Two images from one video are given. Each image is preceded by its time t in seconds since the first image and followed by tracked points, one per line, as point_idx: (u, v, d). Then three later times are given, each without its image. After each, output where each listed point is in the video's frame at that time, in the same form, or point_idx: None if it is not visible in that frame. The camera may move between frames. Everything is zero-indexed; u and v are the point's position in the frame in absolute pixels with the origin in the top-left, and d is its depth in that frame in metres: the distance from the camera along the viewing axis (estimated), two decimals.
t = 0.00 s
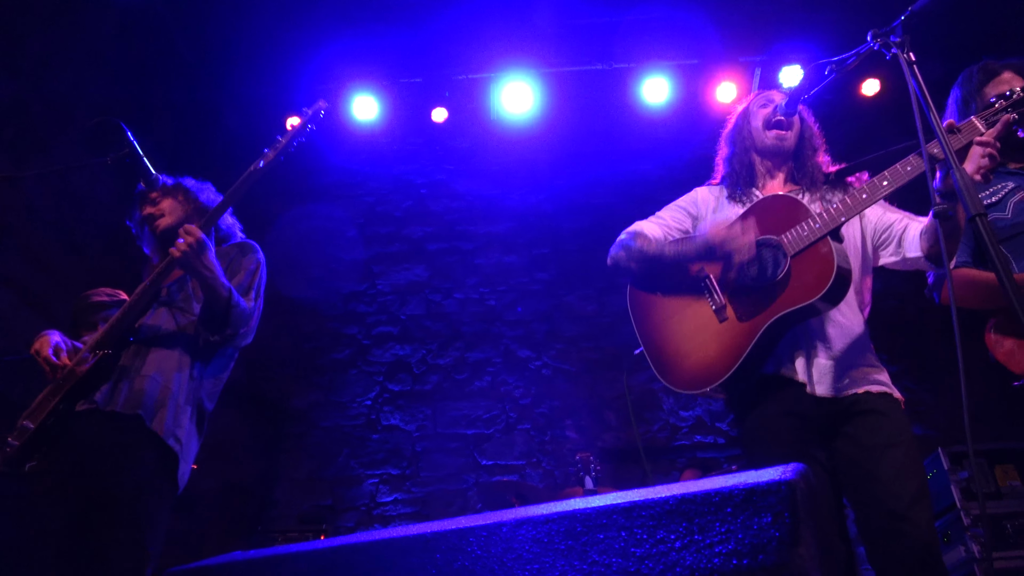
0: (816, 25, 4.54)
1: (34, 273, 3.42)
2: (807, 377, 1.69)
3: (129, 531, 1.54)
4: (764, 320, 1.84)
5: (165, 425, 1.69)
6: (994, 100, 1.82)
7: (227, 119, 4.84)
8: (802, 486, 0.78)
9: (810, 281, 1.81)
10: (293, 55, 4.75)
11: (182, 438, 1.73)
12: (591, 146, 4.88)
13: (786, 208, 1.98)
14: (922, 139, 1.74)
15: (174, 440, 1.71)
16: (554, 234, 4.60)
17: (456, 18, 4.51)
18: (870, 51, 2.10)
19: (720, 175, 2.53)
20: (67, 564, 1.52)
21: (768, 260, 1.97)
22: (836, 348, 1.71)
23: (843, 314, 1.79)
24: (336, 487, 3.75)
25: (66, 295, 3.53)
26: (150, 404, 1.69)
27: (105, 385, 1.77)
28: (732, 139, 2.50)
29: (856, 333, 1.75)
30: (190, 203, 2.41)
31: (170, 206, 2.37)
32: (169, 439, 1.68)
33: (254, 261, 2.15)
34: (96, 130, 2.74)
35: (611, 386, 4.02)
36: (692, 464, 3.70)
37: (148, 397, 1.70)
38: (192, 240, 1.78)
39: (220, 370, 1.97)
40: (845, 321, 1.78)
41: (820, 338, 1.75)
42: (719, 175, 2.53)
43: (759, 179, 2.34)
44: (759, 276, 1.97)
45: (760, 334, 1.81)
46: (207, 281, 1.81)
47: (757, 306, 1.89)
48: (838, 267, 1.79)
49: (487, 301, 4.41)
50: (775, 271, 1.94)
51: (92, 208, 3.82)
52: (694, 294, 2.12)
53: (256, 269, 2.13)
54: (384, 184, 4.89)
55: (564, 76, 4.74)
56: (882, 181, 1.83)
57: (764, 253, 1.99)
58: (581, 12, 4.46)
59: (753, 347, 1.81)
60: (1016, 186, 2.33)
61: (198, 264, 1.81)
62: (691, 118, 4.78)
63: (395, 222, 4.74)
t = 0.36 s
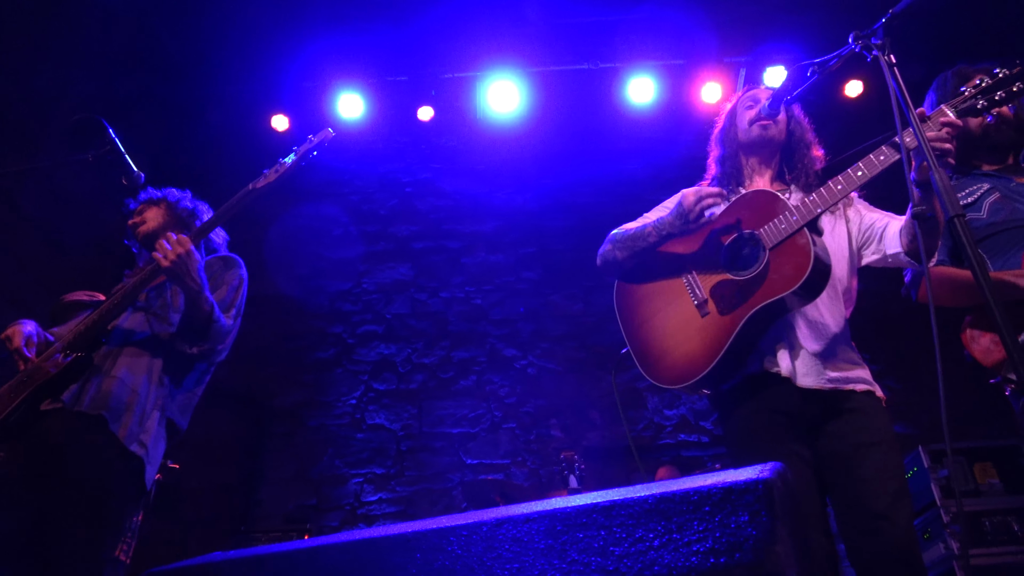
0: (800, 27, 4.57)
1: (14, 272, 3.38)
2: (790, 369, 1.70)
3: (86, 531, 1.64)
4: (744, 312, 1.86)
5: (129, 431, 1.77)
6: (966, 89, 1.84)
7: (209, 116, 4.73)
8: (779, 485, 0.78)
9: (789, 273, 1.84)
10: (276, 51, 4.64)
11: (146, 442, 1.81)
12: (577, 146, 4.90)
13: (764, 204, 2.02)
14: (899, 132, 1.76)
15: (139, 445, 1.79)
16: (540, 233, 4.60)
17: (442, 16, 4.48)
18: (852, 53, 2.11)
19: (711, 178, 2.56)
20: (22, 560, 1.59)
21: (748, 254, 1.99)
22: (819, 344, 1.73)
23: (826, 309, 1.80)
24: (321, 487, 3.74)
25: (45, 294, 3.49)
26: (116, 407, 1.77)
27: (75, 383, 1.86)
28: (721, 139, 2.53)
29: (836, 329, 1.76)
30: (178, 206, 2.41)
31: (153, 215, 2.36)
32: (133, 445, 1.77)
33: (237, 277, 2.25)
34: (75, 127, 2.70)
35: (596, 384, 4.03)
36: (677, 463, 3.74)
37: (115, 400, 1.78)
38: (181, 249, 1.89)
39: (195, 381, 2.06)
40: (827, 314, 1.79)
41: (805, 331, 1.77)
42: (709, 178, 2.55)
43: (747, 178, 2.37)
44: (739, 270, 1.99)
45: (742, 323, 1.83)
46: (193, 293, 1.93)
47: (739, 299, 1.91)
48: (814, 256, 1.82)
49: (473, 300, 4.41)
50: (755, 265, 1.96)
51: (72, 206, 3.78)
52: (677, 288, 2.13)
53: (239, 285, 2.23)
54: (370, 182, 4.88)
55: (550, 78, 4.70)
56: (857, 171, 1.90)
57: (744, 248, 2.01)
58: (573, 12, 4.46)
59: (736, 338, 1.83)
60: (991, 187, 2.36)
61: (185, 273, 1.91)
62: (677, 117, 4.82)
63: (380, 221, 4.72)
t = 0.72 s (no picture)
0: (785, 29, 4.60)
1: None
2: (770, 384, 1.70)
3: (62, 533, 1.60)
4: (725, 325, 1.86)
5: (108, 437, 1.77)
6: (946, 109, 1.86)
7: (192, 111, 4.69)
8: (755, 481, 0.80)
9: (770, 288, 1.86)
10: (260, 48, 4.60)
11: (127, 447, 1.82)
12: (562, 146, 4.88)
13: (747, 214, 2.01)
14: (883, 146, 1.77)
15: (119, 451, 1.79)
16: (523, 232, 4.61)
17: (427, 13, 4.42)
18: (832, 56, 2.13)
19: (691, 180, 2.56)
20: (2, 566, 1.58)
21: (730, 266, 1.98)
22: (800, 357, 1.74)
23: (806, 320, 1.83)
24: (302, 485, 3.73)
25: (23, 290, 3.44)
26: (93, 413, 1.76)
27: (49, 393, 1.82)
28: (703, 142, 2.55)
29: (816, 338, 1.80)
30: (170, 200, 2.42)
31: (141, 198, 2.33)
32: (112, 451, 1.77)
33: (207, 274, 2.22)
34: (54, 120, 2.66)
35: (578, 384, 4.05)
36: (658, 461, 3.78)
37: (91, 406, 1.77)
38: (146, 260, 1.90)
39: (170, 385, 2.05)
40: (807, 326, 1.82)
41: (784, 343, 1.78)
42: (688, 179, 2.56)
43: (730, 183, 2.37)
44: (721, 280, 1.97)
45: (726, 331, 1.84)
46: (159, 298, 1.91)
47: (721, 311, 1.91)
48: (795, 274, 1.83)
49: (456, 298, 4.41)
50: (737, 278, 1.95)
51: (51, 201, 3.72)
52: (659, 296, 2.11)
53: (209, 287, 2.20)
54: (354, 179, 4.84)
55: (535, 77, 4.72)
56: (839, 189, 1.90)
57: (726, 259, 2.00)
58: (561, 12, 4.46)
59: (715, 351, 1.83)
60: (966, 191, 2.39)
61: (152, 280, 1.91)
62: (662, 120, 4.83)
63: (364, 219, 4.71)
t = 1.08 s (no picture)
0: (769, 33, 4.63)
1: None
2: (752, 390, 1.71)
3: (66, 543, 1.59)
4: (706, 329, 1.87)
5: (110, 444, 1.76)
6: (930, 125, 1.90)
7: (175, 108, 4.65)
8: (735, 483, 0.81)
9: (752, 295, 1.87)
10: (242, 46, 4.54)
11: (130, 452, 1.81)
12: (548, 146, 4.87)
13: (730, 220, 2.03)
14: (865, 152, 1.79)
15: (123, 456, 1.78)
16: (508, 232, 4.62)
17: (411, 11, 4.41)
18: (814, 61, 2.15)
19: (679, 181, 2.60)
20: None
21: (713, 272, 2.01)
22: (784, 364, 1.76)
23: (787, 327, 1.86)
24: (284, 485, 3.71)
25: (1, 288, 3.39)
26: (91, 423, 1.73)
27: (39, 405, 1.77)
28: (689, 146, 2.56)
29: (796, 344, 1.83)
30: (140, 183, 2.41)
31: (123, 184, 2.34)
32: (117, 457, 1.76)
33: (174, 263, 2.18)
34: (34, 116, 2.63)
35: (562, 384, 4.07)
36: (641, 461, 3.81)
37: (91, 415, 1.74)
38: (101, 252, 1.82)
39: (156, 377, 2.02)
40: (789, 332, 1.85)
41: (766, 350, 1.80)
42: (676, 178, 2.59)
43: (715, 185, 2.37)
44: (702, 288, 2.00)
45: (708, 338, 1.84)
46: (119, 291, 1.82)
47: (701, 317, 1.91)
48: (778, 281, 1.85)
49: (440, 298, 4.41)
50: (719, 284, 1.98)
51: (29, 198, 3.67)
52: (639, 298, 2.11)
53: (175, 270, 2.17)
54: (337, 178, 4.77)
55: (520, 76, 4.76)
56: (822, 199, 1.93)
57: (709, 265, 2.03)
58: (549, 12, 4.50)
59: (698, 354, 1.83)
60: (945, 195, 2.44)
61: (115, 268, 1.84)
62: (644, 121, 4.86)
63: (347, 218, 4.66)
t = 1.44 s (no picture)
0: (757, 37, 4.66)
1: None
2: (736, 391, 1.74)
3: (48, 541, 1.58)
4: (691, 335, 1.89)
5: (94, 441, 1.75)
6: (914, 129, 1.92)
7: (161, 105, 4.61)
8: (717, 487, 0.81)
9: (738, 298, 1.89)
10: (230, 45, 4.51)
11: (112, 450, 1.81)
12: (536, 148, 4.88)
13: (718, 224, 2.04)
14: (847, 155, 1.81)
15: (106, 454, 1.79)
16: (496, 233, 4.62)
17: (400, 12, 4.37)
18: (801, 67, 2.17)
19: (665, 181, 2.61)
20: None
21: (700, 275, 2.03)
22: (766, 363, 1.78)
23: (772, 326, 1.88)
24: (269, 486, 3.68)
25: None
26: (71, 421, 1.72)
27: (16, 402, 1.75)
28: (676, 146, 2.59)
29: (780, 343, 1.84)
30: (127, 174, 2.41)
31: (111, 174, 2.34)
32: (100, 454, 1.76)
33: (159, 246, 2.20)
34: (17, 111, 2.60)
35: (549, 386, 4.08)
36: (627, 463, 3.83)
37: (70, 413, 1.73)
38: (72, 248, 1.79)
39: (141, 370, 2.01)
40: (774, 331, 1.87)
41: (752, 350, 1.82)
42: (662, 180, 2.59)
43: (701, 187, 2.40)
44: (690, 291, 2.02)
45: (693, 342, 1.86)
46: (94, 283, 1.80)
47: (687, 319, 1.93)
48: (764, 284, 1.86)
49: (428, 299, 4.40)
50: (706, 288, 2.00)
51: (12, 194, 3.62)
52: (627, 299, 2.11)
53: (158, 259, 2.18)
54: (326, 178, 4.74)
55: (511, 78, 4.77)
56: (808, 203, 1.93)
57: (697, 267, 2.05)
58: (537, 14, 4.48)
59: (682, 359, 1.85)
60: (928, 201, 2.47)
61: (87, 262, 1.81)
62: (635, 125, 4.91)
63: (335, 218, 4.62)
